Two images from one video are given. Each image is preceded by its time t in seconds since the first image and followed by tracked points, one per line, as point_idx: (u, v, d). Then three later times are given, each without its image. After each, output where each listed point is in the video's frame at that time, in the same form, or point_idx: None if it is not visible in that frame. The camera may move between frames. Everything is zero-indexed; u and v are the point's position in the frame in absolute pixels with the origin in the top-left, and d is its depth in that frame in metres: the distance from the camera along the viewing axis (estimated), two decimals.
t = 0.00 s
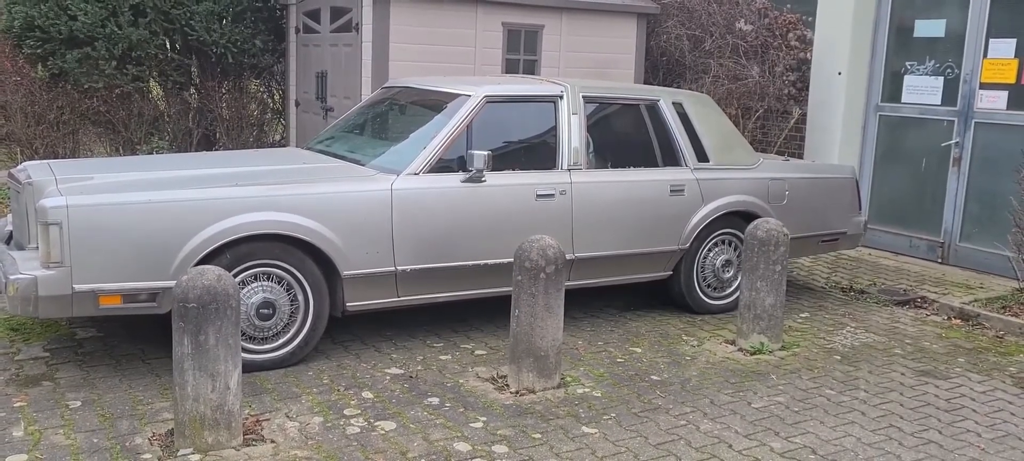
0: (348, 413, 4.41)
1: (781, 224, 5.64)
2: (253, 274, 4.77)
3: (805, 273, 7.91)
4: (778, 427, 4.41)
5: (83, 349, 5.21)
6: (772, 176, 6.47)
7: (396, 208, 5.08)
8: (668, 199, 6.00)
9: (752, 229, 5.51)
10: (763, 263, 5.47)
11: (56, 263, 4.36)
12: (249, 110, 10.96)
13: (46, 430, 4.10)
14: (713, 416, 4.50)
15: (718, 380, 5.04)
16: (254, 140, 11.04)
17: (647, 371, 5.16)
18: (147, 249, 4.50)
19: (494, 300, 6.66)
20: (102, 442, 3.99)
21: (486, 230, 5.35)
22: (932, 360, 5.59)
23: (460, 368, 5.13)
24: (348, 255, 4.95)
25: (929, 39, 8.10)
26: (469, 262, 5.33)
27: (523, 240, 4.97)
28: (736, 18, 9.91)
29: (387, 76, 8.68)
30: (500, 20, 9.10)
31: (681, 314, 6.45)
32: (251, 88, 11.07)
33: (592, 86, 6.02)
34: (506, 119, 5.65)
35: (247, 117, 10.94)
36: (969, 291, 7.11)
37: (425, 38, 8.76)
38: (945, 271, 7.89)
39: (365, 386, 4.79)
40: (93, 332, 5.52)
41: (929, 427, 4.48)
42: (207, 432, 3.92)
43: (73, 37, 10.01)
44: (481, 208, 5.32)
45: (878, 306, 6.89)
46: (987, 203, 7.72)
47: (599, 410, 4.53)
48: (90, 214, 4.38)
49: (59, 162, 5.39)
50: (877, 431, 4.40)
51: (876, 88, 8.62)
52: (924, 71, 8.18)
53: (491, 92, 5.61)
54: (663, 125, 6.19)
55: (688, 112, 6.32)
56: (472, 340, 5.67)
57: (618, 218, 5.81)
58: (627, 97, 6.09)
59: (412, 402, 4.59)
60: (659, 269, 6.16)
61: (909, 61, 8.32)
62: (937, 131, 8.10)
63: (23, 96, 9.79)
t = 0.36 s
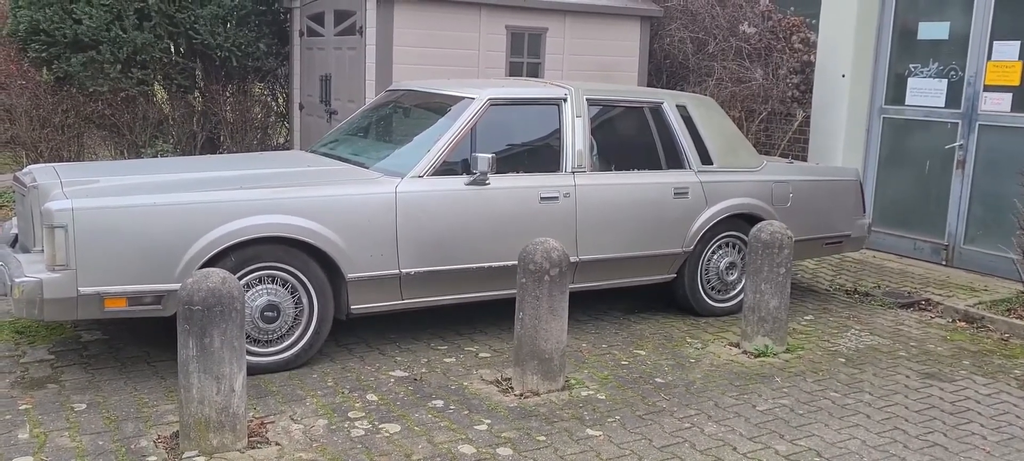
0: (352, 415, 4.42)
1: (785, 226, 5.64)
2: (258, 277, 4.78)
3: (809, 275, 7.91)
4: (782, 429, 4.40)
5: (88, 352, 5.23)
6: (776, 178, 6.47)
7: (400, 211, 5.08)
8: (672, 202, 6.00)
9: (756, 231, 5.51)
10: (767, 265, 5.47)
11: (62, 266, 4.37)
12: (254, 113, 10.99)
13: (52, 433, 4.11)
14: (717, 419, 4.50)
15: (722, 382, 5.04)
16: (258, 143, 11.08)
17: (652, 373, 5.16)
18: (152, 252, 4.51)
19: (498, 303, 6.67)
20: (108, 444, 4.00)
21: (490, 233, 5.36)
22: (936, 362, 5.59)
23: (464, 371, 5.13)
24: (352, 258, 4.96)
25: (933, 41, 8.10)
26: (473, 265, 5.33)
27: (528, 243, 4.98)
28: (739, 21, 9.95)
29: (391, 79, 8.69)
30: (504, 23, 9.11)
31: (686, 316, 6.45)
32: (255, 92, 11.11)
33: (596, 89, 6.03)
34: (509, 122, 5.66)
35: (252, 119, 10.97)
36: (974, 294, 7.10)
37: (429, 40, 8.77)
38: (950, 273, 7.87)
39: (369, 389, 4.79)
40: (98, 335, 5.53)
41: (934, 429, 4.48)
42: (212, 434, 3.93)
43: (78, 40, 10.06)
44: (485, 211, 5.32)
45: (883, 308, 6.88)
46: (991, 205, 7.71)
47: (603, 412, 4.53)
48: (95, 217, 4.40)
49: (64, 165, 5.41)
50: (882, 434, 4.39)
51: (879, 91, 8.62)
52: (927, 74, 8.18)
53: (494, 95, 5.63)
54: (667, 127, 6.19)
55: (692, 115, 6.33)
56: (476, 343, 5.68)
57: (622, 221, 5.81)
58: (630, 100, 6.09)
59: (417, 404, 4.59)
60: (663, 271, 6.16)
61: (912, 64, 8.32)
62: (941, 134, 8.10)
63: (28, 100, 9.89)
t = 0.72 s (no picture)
0: (357, 417, 4.42)
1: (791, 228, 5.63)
2: (263, 277, 4.78)
3: (814, 277, 7.89)
4: (788, 432, 4.39)
5: (93, 353, 5.23)
6: (782, 179, 6.46)
7: (405, 212, 5.08)
8: (678, 204, 5.99)
9: (762, 233, 5.50)
10: (773, 267, 5.46)
11: (67, 266, 4.37)
12: (259, 114, 11.10)
13: (57, 433, 4.12)
14: (723, 421, 4.49)
15: (727, 384, 5.03)
16: (263, 144, 11.19)
17: (657, 375, 5.15)
18: (158, 252, 4.52)
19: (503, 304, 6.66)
20: (113, 445, 4.00)
21: (495, 234, 5.35)
22: (943, 364, 5.57)
23: (469, 372, 5.12)
24: (357, 258, 4.96)
25: (939, 42, 8.08)
26: (478, 266, 5.33)
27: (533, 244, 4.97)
28: (745, 22, 9.87)
29: (396, 80, 8.69)
30: (509, 24, 9.11)
31: (691, 318, 6.44)
32: (260, 93, 11.17)
33: (601, 90, 6.02)
34: (514, 123, 5.65)
35: (257, 121, 11.08)
36: (980, 296, 7.07)
37: (433, 41, 8.76)
38: (956, 275, 7.85)
39: (374, 390, 4.79)
40: (103, 336, 5.54)
41: (941, 432, 4.46)
42: (217, 435, 3.93)
43: (84, 41, 10.08)
44: (490, 212, 5.32)
45: (888, 310, 6.86)
46: (997, 207, 7.68)
47: (608, 414, 4.53)
48: (101, 217, 4.40)
49: (70, 165, 5.42)
50: (888, 436, 4.38)
51: (885, 92, 8.60)
52: (934, 75, 8.16)
53: (499, 96, 5.62)
54: (673, 128, 6.18)
55: (697, 116, 6.32)
56: (480, 344, 5.67)
57: (627, 222, 5.80)
58: (635, 101, 6.09)
59: (421, 406, 4.59)
60: (668, 273, 6.14)
61: (919, 65, 8.30)
62: (947, 135, 8.07)
63: (34, 101, 9.97)
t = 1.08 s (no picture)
0: (354, 418, 4.40)
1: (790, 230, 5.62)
2: (260, 278, 4.77)
3: (812, 279, 7.88)
4: (786, 434, 4.38)
5: (89, 353, 5.21)
6: (780, 181, 6.45)
7: (403, 212, 5.07)
8: (676, 205, 5.98)
9: (761, 234, 5.49)
10: (771, 269, 5.45)
11: (64, 267, 4.36)
12: (257, 114, 11.06)
13: (53, 434, 4.10)
14: (721, 423, 4.48)
15: (725, 386, 5.02)
16: (262, 145, 11.14)
17: (654, 377, 5.14)
18: (155, 253, 4.50)
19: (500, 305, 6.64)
20: (109, 446, 3.99)
21: (493, 235, 5.34)
22: (941, 367, 5.56)
23: (466, 374, 5.11)
24: (354, 259, 4.95)
25: (937, 44, 8.08)
26: (475, 267, 5.32)
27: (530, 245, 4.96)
28: (743, 24, 9.85)
29: (394, 81, 8.68)
30: (507, 25, 9.10)
31: (689, 320, 6.43)
32: (257, 93, 11.17)
33: (599, 91, 6.02)
34: (513, 124, 5.64)
35: (255, 121, 11.04)
36: (978, 298, 7.07)
37: (431, 42, 8.75)
38: (954, 277, 7.84)
39: (371, 391, 4.77)
40: (100, 336, 5.52)
41: (939, 435, 4.45)
42: (213, 436, 3.92)
43: (82, 41, 10.02)
44: (488, 213, 5.31)
45: (886, 312, 6.85)
46: (996, 209, 7.67)
47: (606, 416, 4.52)
48: (98, 218, 4.39)
49: (67, 165, 5.40)
50: (886, 439, 4.37)
51: (883, 94, 8.61)
52: (932, 77, 8.16)
53: (497, 97, 5.61)
54: (671, 130, 6.17)
55: (695, 118, 6.31)
56: (478, 345, 5.65)
57: (625, 224, 5.79)
58: (634, 102, 6.08)
59: (419, 407, 4.57)
60: (666, 275, 6.13)
61: (917, 67, 8.30)
62: (945, 137, 8.07)
63: (31, 101, 10.07)
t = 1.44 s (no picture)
0: (329, 419, 4.37)
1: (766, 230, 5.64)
2: (235, 278, 4.72)
3: (789, 279, 7.92)
4: (761, 433, 4.40)
5: (61, 354, 5.15)
6: (756, 181, 6.48)
7: (380, 212, 5.04)
8: (653, 205, 5.99)
9: (737, 235, 5.51)
10: (747, 269, 5.47)
11: (34, 266, 4.29)
12: (233, 113, 11.06)
13: (22, 436, 4.04)
14: (697, 422, 4.49)
15: (702, 386, 5.03)
16: (238, 144, 11.16)
17: (631, 377, 5.14)
18: (127, 252, 4.45)
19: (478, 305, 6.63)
20: (79, 448, 3.93)
21: (470, 235, 5.32)
22: (915, 366, 5.61)
23: (443, 374, 5.09)
24: (330, 259, 4.91)
25: (912, 46, 8.18)
26: (452, 267, 5.30)
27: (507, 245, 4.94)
28: (721, 25, 9.89)
29: (372, 80, 8.64)
30: (486, 25, 9.09)
31: (666, 319, 6.45)
32: (234, 91, 11.09)
33: (577, 91, 6.02)
34: (490, 124, 5.63)
35: (231, 119, 11.04)
36: (951, 298, 7.14)
37: (409, 42, 8.72)
38: (928, 277, 7.92)
39: (347, 391, 4.74)
40: (71, 336, 5.45)
41: (912, 433, 4.49)
42: (186, 438, 3.87)
43: (55, 37, 9.87)
44: (466, 212, 5.29)
45: (861, 312, 6.91)
46: (969, 210, 7.75)
47: (583, 416, 4.51)
48: (69, 217, 4.33)
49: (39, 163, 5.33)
50: (860, 438, 4.40)
51: (859, 95, 8.70)
52: (907, 79, 8.25)
53: (475, 96, 5.60)
54: (649, 130, 6.19)
55: (673, 118, 6.32)
56: (455, 345, 5.63)
57: (603, 224, 5.80)
58: (612, 102, 6.09)
59: (395, 407, 4.55)
60: (643, 275, 6.15)
61: (892, 69, 8.40)
62: (919, 139, 8.15)
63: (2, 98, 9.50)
